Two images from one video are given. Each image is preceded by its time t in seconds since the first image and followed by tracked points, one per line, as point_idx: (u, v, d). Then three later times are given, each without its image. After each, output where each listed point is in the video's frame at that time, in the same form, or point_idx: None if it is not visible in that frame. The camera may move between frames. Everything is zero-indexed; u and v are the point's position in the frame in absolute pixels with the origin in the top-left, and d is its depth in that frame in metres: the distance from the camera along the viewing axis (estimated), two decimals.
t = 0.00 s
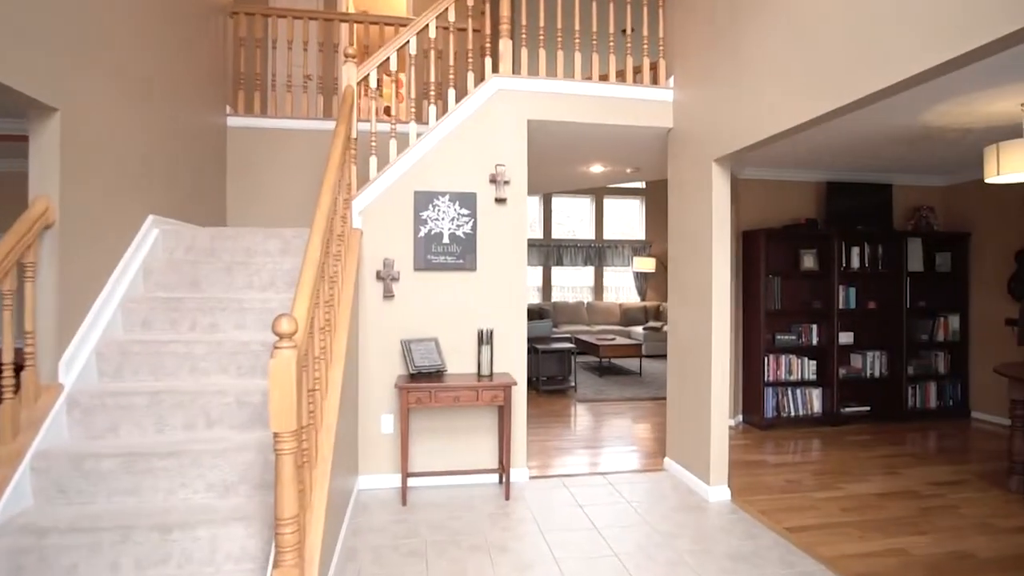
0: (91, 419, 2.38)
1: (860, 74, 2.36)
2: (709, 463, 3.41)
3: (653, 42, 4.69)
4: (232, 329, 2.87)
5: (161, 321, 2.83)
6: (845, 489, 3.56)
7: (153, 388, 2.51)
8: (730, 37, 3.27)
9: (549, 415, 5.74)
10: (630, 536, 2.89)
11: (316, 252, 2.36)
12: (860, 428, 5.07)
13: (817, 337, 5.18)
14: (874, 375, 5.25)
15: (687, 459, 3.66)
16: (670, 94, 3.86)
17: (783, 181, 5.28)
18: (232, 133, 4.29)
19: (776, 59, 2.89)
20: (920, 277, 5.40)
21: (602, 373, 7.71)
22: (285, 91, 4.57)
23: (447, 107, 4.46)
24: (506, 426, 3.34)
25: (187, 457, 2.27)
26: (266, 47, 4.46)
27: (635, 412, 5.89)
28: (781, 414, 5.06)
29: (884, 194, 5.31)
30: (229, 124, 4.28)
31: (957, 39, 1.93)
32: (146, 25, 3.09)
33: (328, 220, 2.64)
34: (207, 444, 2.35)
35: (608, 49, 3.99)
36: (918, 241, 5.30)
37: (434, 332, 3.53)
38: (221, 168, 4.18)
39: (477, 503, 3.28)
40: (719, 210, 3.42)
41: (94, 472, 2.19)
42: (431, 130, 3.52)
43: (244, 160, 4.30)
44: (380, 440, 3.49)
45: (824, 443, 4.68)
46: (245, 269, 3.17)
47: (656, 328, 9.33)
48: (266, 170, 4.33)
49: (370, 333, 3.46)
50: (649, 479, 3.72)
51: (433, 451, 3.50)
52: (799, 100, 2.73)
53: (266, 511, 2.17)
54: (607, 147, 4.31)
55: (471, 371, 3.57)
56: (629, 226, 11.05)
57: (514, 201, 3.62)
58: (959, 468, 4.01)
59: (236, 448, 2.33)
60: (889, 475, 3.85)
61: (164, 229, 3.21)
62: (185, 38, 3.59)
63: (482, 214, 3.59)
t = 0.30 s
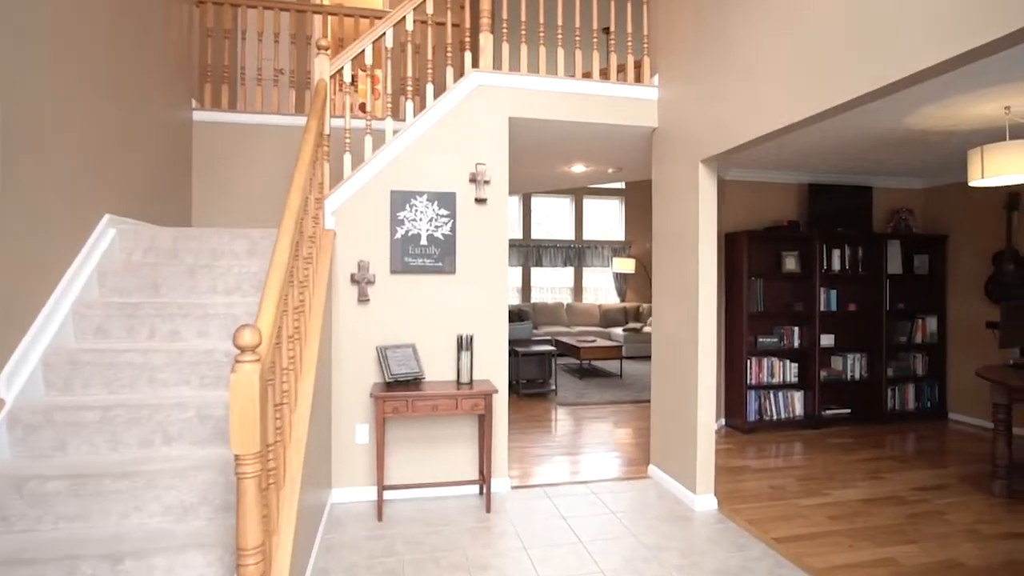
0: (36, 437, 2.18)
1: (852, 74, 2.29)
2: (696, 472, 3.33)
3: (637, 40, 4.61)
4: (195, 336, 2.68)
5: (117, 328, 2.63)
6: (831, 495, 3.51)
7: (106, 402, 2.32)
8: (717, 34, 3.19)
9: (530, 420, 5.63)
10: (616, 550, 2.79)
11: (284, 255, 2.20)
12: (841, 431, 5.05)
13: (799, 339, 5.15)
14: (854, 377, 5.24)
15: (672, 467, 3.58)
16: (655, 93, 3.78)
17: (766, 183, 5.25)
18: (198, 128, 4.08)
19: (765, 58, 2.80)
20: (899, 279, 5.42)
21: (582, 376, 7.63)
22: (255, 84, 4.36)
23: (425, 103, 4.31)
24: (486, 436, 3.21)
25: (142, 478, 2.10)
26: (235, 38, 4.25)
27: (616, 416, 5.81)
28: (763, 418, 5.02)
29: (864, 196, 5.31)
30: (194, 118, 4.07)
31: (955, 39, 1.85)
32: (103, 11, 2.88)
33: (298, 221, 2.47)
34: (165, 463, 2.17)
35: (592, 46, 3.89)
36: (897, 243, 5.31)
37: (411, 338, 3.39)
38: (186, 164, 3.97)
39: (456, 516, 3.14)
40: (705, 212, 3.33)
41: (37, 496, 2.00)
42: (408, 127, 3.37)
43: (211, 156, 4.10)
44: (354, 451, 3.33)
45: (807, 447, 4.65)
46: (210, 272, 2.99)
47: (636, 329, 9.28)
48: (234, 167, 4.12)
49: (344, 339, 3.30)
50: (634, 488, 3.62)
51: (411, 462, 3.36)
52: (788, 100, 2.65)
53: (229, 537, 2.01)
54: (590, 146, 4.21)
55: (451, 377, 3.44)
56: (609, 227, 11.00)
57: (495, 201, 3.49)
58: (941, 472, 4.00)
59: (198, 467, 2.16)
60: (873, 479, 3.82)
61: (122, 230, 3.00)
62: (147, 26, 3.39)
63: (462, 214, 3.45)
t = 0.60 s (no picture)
0: None
1: (840, 83, 2.23)
2: (681, 486, 3.25)
3: (619, 44, 4.54)
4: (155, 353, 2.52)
5: (70, 344, 2.45)
6: (815, 506, 3.47)
7: (56, 426, 2.14)
8: (702, 39, 3.12)
9: (510, 429, 5.52)
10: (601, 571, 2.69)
11: (250, 268, 2.05)
12: (821, 438, 5.05)
13: (780, 346, 5.15)
14: (834, 383, 5.25)
15: (656, 480, 3.50)
16: (639, 98, 3.71)
17: (747, 189, 5.23)
18: (163, 129, 3.89)
19: (751, 65, 2.74)
20: (877, 285, 5.45)
21: (562, 381, 7.55)
22: (224, 84, 4.18)
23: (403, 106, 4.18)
24: (466, 452, 3.09)
25: (94, 511, 1.93)
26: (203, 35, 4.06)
27: (598, 423, 5.74)
28: (745, 425, 4.99)
29: (843, 203, 5.33)
30: (159, 119, 3.87)
31: (948, 50, 1.80)
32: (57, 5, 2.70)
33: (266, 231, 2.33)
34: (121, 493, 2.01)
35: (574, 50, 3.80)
36: (875, 250, 5.35)
37: (388, 350, 3.25)
38: (150, 167, 3.77)
39: (436, 536, 3.02)
40: (690, 221, 3.27)
41: None
42: (384, 130, 3.23)
43: (177, 159, 3.90)
44: (328, 469, 3.18)
45: (789, 455, 4.63)
46: (174, 283, 2.81)
47: (616, 334, 9.24)
48: (202, 170, 3.94)
49: (317, 352, 3.15)
50: (618, 502, 3.54)
51: (388, 479, 3.22)
52: (774, 109, 2.59)
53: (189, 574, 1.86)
54: (572, 151, 4.12)
55: (430, 391, 3.31)
56: (588, 230, 10.95)
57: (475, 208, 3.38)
58: (921, 479, 4.00)
59: (154, 498, 2.00)
60: (856, 489, 3.80)
61: (78, 237, 2.81)
62: (107, 21, 3.19)
63: (441, 221, 3.33)
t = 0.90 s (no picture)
0: None
1: (825, 89, 2.18)
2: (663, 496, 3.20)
3: (600, 46, 4.48)
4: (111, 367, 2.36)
5: (16, 358, 2.28)
6: (797, 513, 3.45)
7: None
8: (684, 42, 3.07)
9: (489, 435, 5.43)
10: None
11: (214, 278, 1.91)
12: (799, 441, 5.06)
13: (758, 350, 5.15)
14: (811, 387, 5.28)
15: (638, 490, 3.45)
16: (620, 101, 3.65)
17: (725, 193, 5.22)
18: (124, 127, 3.69)
19: (733, 69, 2.69)
20: (852, 289, 5.50)
21: (541, 385, 7.49)
22: (190, 80, 3.99)
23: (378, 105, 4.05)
24: (444, 464, 2.99)
25: (38, 543, 1.78)
26: (166, 29, 3.87)
27: (577, 428, 5.68)
28: (724, 430, 4.98)
29: (819, 207, 5.36)
30: (120, 116, 3.68)
31: (936, 58, 1.76)
32: None
33: (232, 238, 2.19)
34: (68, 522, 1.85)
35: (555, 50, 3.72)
36: (850, 254, 5.39)
37: (362, 360, 3.13)
38: (109, 167, 3.58)
39: (412, 552, 2.91)
40: (673, 226, 3.21)
41: None
42: (358, 130, 3.11)
43: (139, 158, 3.72)
44: (299, 484, 3.05)
45: (768, 459, 4.62)
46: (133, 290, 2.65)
47: (594, 336, 9.20)
48: (166, 170, 3.76)
49: (287, 362, 3.01)
50: (599, 512, 3.48)
51: (362, 493, 3.10)
52: (757, 114, 2.54)
53: None
54: (552, 154, 4.04)
55: (406, 402, 3.20)
56: (567, 232, 10.91)
57: (453, 212, 3.28)
58: (898, 483, 4.02)
59: (107, 527, 1.85)
60: (835, 494, 3.80)
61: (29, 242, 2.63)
62: (62, 11, 3.01)
63: (417, 225, 3.22)
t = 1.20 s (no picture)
0: None
1: (808, 90, 2.13)
2: (641, 504, 3.13)
3: (576, 43, 4.40)
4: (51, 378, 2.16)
5: None
6: (774, 518, 3.43)
7: None
8: (663, 40, 3.00)
9: (462, 439, 5.31)
10: None
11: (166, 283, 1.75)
12: (772, 442, 5.08)
13: (732, 351, 5.15)
14: (783, 388, 5.31)
15: (616, 496, 3.37)
16: (597, 99, 3.58)
17: (700, 194, 5.22)
18: (72, 117, 3.44)
19: (713, 68, 2.63)
20: (823, 290, 5.55)
21: (514, 387, 7.40)
22: (144, 70, 3.76)
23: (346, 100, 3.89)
24: (416, 475, 2.86)
25: None
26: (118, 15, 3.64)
27: (552, 431, 5.60)
28: (699, 432, 4.97)
29: (791, 209, 5.39)
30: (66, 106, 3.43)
31: (923, 61, 1.70)
32: None
33: (186, 239, 2.03)
34: None
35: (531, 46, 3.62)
36: (821, 255, 5.44)
37: (329, 366, 2.98)
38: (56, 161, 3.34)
39: (382, 567, 2.78)
40: (652, 227, 3.14)
41: None
42: (325, 125, 2.96)
43: (88, 151, 3.47)
44: (262, 499, 2.88)
45: (742, 461, 4.61)
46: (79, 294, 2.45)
47: (567, 337, 9.14)
48: (118, 165, 3.53)
49: (250, 370, 2.85)
50: (576, 520, 3.39)
51: (330, 507, 2.95)
52: (738, 115, 2.48)
53: None
54: (527, 153, 3.94)
55: (376, 410, 3.06)
56: (539, 232, 10.83)
57: (425, 212, 3.15)
58: (871, 484, 4.04)
59: (43, 558, 1.67)
60: (810, 497, 3.79)
61: None
62: None
63: (388, 225, 3.08)
